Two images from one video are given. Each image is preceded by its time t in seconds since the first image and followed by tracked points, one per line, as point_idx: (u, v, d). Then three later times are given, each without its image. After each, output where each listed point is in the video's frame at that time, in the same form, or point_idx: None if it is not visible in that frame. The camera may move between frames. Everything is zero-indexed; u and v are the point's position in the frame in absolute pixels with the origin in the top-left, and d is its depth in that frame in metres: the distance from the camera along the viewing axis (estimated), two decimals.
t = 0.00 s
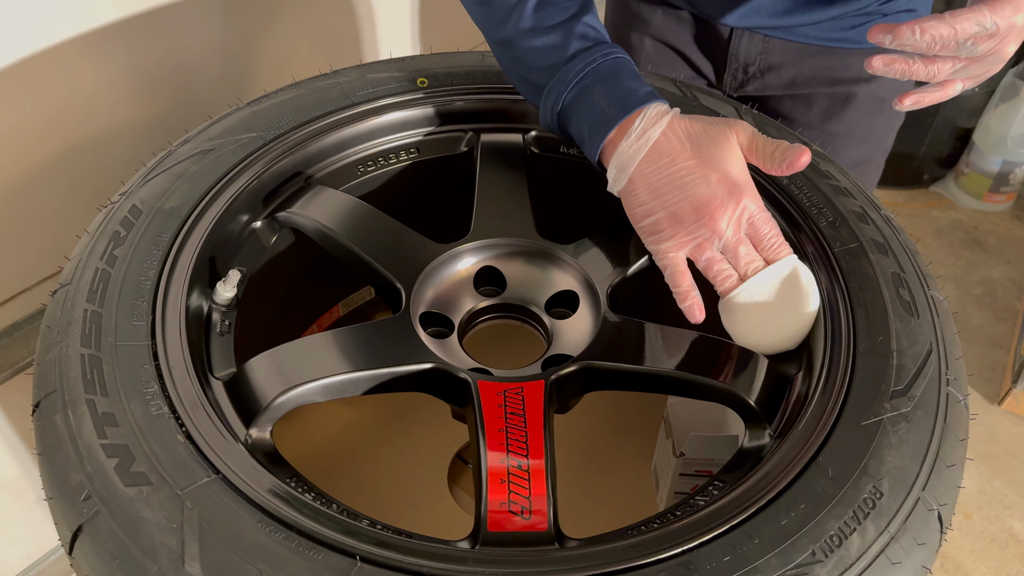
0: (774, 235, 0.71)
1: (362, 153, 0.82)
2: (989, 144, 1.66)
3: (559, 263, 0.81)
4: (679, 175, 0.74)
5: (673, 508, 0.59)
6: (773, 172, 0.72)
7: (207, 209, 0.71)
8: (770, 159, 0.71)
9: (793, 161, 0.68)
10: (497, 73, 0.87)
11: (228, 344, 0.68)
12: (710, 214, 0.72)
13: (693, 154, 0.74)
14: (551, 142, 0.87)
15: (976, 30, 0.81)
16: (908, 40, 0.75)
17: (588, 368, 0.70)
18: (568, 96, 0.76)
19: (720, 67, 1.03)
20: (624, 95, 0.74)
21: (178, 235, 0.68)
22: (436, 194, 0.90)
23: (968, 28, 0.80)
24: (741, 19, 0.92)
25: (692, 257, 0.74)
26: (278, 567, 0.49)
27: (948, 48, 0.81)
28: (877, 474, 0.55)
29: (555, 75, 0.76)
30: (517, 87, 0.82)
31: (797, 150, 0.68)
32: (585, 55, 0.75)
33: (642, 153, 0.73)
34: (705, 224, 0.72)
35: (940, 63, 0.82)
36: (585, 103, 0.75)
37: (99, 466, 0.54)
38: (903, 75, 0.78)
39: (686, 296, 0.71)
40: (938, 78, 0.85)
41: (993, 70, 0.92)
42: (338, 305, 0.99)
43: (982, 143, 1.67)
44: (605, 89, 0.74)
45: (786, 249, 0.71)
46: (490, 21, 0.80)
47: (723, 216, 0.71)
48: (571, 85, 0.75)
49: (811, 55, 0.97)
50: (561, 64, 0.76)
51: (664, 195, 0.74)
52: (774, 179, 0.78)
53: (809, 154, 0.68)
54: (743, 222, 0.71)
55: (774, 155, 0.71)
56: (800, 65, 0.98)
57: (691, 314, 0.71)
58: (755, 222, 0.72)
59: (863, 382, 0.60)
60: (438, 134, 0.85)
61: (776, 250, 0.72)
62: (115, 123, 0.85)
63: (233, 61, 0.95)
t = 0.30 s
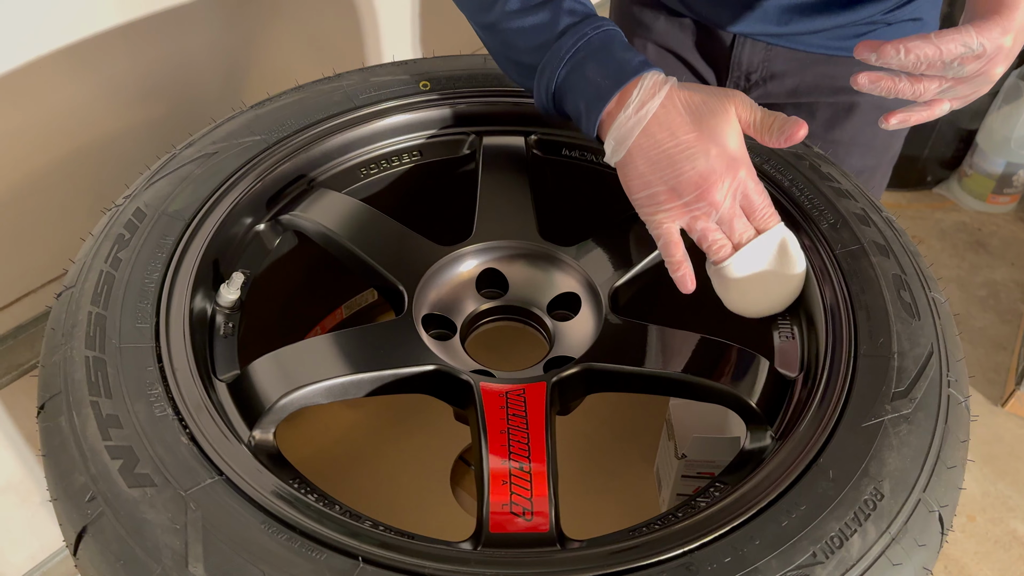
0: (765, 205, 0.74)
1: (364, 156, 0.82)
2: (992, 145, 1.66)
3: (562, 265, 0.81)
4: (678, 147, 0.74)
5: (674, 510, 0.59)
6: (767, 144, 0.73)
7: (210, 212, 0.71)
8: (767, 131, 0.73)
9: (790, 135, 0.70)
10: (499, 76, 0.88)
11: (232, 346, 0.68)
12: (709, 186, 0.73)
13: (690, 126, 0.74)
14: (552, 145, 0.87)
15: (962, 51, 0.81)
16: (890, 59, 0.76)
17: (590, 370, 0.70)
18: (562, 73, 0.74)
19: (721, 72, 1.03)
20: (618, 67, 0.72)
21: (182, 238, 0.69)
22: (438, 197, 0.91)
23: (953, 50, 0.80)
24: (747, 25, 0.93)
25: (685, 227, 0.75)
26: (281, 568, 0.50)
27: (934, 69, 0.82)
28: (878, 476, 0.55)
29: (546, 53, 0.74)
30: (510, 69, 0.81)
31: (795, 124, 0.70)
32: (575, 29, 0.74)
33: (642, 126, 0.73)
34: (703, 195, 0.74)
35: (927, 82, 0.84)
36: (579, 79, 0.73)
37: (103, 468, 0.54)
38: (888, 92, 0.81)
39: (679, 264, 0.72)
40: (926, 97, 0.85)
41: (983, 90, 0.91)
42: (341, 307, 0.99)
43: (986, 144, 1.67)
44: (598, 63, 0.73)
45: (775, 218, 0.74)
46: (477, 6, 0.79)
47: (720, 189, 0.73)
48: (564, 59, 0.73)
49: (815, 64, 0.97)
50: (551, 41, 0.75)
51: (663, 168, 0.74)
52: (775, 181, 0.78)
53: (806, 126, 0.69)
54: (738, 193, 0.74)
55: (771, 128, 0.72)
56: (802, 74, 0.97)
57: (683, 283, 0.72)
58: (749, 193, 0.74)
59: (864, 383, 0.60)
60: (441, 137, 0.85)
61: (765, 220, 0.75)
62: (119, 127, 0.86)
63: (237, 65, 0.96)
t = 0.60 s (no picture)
0: (771, 191, 0.75)
1: (367, 158, 0.82)
2: (997, 147, 1.66)
3: (565, 267, 0.81)
4: (688, 128, 0.76)
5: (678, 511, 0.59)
6: (775, 128, 0.77)
7: (214, 214, 0.71)
8: (774, 115, 0.77)
9: (798, 115, 0.74)
10: (503, 77, 0.88)
11: (236, 348, 0.68)
12: (717, 168, 0.75)
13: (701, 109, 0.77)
14: (557, 147, 0.86)
15: (959, 65, 0.82)
16: (886, 72, 0.77)
17: (594, 372, 0.70)
18: (570, 63, 0.75)
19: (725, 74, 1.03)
20: (626, 53, 0.73)
21: (186, 240, 0.69)
22: (441, 199, 0.91)
23: (948, 63, 0.80)
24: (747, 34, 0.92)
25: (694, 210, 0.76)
26: (284, 570, 0.50)
27: (933, 82, 0.84)
28: (883, 478, 0.55)
29: (554, 44, 0.75)
30: (517, 66, 0.81)
31: (803, 105, 0.74)
32: (581, 18, 0.75)
33: (653, 107, 0.75)
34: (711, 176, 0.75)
35: (926, 95, 0.85)
36: (589, 67, 0.74)
37: (108, 470, 0.54)
38: (887, 105, 0.82)
39: (692, 245, 0.72)
40: (927, 110, 0.87)
41: (986, 102, 0.92)
42: (344, 309, 0.99)
43: (990, 146, 1.67)
44: (606, 50, 0.73)
45: (780, 206, 0.75)
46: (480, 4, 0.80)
47: (728, 170, 0.75)
48: (572, 49, 0.74)
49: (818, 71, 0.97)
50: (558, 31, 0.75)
51: (673, 149, 0.76)
52: (779, 183, 0.78)
53: (813, 108, 0.74)
54: (746, 176, 0.75)
55: (777, 112, 0.76)
56: (805, 82, 0.98)
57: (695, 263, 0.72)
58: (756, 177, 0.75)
59: (869, 385, 0.60)
60: (444, 139, 0.85)
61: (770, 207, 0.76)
62: (123, 130, 0.86)
63: (241, 67, 0.96)
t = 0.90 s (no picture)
0: (771, 182, 0.76)
1: (369, 160, 0.82)
2: (1001, 147, 1.65)
3: (567, 268, 0.81)
4: (688, 121, 0.76)
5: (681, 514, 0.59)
6: (774, 119, 0.77)
7: (215, 216, 0.71)
8: (773, 107, 0.77)
9: (796, 105, 0.74)
10: (505, 79, 0.88)
11: (237, 350, 0.68)
12: (719, 160, 0.75)
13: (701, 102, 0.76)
14: (559, 148, 0.86)
15: (953, 69, 0.81)
16: (879, 75, 0.77)
17: (595, 374, 0.70)
18: (570, 59, 0.74)
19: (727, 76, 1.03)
20: (625, 49, 0.73)
21: (187, 242, 0.69)
22: (443, 201, 0.91)
23: (944, 67, 0.80)
24: (747, 37, 0.91)
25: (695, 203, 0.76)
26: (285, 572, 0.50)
27: (927, 85, 0.83)
28: (886, 481, 0.54)
29: (554, 41, 0.74)
30: (516, 60, 0.81)
31: (800, 95, 0.74)
32: (579, 13, 0.74)
33: (653, 101, 0.75)
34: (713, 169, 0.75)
35: (921, 98, 0.85)
36: (588, 64, 0.73)
37: (108, 472, 0.54)
38: (882, 107, 0.82)
39: (695, 238, 0.72)
40: (921, 113, 0.87)
41: (980, 106, 0.92)
42: (347, 311, 0.99)
43: (994, 146, 1.66)
44: (605, 46, 0.73)
45: (780, 199, 0.76)
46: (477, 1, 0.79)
47: (729, 162, 0.75)
48: (570, 46, 0.73)
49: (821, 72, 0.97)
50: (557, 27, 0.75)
51: (674, 141, 0.76)
52: (782, 184, 0.78)
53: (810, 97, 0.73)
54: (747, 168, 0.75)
55: (775, 104, 0.76)
56: (809, 83, 0.98)
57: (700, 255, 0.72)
58: (757, 170, 0.76)
59: (872, 387, 0.60)
60: (446, 140, 0.85)
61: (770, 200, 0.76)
62: (125, 132, 0.86)
63: (244, 69, 0.96)
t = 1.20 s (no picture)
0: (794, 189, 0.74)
1: (373, 161, 0.82)
2: (1008, 147, 1.64)
3: (570, 270, 0.81)
4: (713, 121, 0.74)
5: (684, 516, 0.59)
6: (801, 122, 0.76)
7: (220, 218, 0.71)
8: (800, 109, 0.76)
9: (824, 107, 0.72)
10: (510, 80, 0.88)
11: (241, 352, 0.68)
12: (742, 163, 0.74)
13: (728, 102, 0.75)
14: (564, 150, 0.86)
15: (956, 69, 0.81)
16: (881, 75, 0.77)
17: (598, 376, 0.70)
18: (591, 62, 0.73)
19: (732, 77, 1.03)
20: (647, 49, 0.71)
21: (192, 243, 0.69)
22: (447, 202, 0.91)
23: (946, 67, 0.80)
24: (749, 38, 0.90)
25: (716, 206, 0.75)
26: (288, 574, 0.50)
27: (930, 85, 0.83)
28: (890, 483, 0.54)
29: (574, 43, 0.74)
30: (536, 66, 0.80)
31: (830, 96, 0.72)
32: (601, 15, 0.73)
33: (676, 100, 0.73)
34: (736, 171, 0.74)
35: (923, 99, 0.85)
36: (609, 65, 0.72)
37: (112, 473, 0.54)
38: (883, 108, 0.81)
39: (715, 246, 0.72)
40: (924, 114, 0.87)
41: (983, 106, 0.92)
42: (350, 313, 0.99)
43: (1001, 146, 1.65)
44: (627, 46, 0.72)
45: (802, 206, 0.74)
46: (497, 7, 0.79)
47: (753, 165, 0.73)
48: (591, 49, 0.73)
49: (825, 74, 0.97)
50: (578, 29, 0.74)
51: (697, 142, 0.74)
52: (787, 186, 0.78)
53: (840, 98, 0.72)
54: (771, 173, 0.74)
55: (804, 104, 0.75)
56: (813, 85, 0.98)
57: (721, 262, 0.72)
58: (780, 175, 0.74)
59: (876, 389, 0.59)
60: (450, 142, 0.85)
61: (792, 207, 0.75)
62: (130, 134, 0.86)
63: (248, 71, 0.96)
